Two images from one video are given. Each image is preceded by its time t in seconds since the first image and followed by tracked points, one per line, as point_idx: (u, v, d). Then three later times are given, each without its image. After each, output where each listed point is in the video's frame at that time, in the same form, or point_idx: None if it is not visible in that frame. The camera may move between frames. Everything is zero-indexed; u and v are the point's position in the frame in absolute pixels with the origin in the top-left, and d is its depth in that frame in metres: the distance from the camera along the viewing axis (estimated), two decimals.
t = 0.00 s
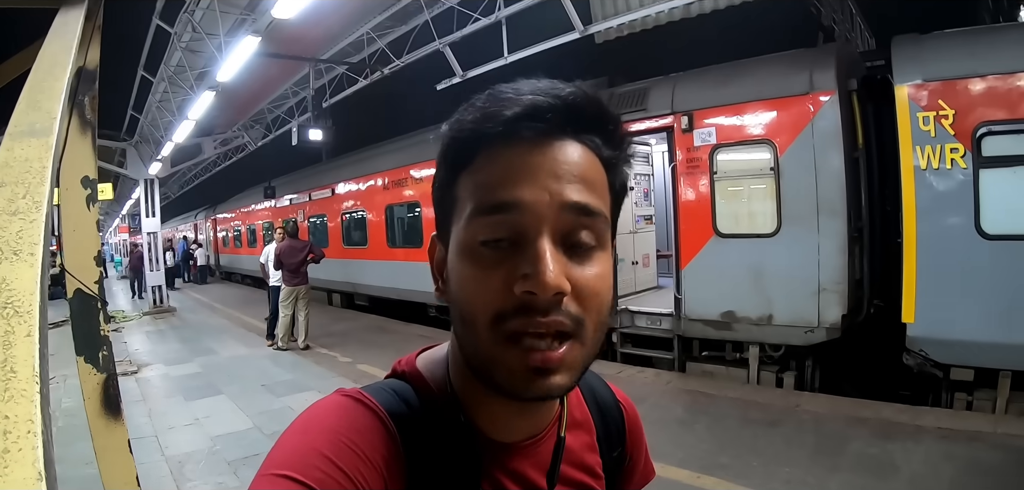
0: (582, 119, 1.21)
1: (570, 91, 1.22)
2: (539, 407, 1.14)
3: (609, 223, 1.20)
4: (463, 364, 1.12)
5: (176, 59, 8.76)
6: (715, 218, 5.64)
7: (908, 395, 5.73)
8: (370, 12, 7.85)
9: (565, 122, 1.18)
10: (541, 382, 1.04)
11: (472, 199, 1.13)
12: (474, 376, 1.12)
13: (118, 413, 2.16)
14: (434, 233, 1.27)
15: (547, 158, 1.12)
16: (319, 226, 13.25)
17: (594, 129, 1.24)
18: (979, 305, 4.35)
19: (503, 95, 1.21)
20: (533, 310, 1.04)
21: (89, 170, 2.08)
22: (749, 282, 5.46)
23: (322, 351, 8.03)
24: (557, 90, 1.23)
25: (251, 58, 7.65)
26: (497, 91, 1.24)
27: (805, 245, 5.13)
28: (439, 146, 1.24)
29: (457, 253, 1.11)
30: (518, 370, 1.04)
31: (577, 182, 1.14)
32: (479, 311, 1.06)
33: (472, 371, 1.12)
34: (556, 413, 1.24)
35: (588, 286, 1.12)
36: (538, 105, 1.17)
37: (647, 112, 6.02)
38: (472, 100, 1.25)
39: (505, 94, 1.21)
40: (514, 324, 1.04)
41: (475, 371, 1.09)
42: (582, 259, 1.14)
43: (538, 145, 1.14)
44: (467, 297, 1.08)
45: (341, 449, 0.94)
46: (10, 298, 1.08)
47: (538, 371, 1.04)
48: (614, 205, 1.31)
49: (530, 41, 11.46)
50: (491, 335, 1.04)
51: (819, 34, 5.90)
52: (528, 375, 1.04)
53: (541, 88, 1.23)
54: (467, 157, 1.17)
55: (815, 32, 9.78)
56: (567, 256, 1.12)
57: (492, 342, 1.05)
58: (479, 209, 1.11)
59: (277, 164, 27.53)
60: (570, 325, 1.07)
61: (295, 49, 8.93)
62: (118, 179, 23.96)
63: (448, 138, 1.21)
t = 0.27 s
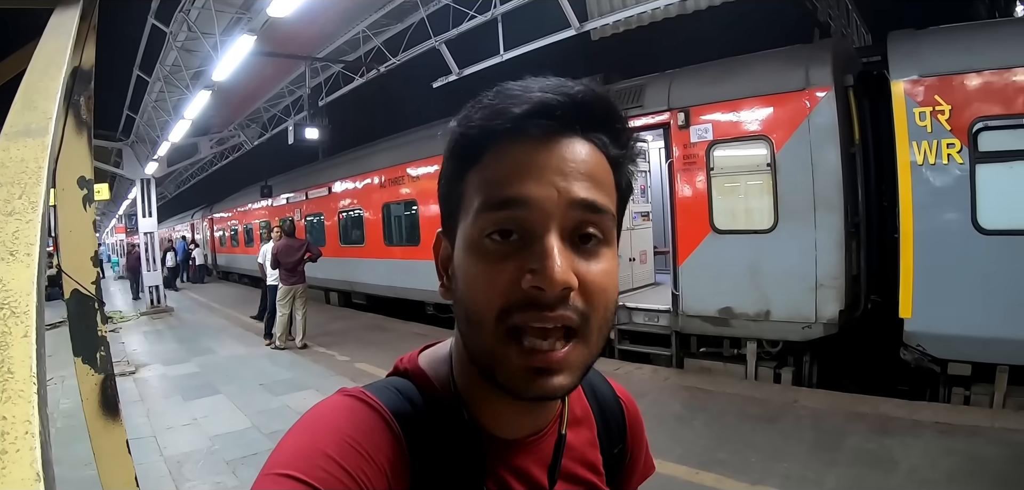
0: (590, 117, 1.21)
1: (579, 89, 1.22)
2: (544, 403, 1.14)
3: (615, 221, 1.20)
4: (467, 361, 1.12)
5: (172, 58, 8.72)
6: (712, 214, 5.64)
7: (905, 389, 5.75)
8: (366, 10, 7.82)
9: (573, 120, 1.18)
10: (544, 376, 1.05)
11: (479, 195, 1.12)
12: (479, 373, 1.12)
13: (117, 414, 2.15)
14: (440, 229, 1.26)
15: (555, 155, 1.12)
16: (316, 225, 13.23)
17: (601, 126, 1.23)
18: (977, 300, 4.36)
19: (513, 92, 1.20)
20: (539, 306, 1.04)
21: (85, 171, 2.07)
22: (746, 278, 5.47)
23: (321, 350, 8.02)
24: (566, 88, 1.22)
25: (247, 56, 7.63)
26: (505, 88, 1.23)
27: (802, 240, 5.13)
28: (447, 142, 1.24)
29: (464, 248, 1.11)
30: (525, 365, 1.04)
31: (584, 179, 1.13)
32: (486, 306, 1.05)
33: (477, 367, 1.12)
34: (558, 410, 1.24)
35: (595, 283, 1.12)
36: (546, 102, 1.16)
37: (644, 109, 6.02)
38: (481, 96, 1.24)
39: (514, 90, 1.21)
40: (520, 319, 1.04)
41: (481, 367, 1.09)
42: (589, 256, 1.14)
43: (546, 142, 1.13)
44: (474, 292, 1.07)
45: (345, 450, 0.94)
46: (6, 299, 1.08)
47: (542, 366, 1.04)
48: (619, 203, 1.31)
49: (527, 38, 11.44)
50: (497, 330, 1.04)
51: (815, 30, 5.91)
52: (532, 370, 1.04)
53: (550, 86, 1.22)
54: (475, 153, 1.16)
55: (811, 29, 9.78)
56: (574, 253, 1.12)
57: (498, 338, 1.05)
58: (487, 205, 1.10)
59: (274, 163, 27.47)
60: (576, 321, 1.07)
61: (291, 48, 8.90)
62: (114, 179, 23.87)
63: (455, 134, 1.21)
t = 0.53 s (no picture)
0: (579, 114, 1.21)
1: (568, 86, 1.22)
2: (538, 399, 1.14)
3: (606, 216, 1.20)
4: (463, 357, 1.13)
5: (169, 59, 8.69)
6: (710, 213, 5.65)
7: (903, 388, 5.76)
8: (364, 10, 7.82)
9: (561, 116, 1.18)
10: (536, 371, 1.05)
11: (469, 193, 1.13)
12: (474, 369, 1.12)
13: (115, 415, 2.15)
14: (433, 227, 1.27)
15: (543, 152, 1.12)
16: (315, 225, 13.22)
17: (590, 123, 1.23)
18: (975, 298, 4.37)
19: (501, 90, 1.20)
20: (529, 301, 1.04)
21: (83, 171, 2.07)
22: (744, 277, 5.48)
23: (319, 350, 8.02)
24: (554, 85, 1.21)
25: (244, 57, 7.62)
26: (493, 86, 1.23)
27: (799, 239, 5.14)
28: (438, 141, 1.24)
29: (455, 246, 1.11)
30: (516, 360, 1.05)
31: (572, 175, 1.13)
32: (476, 303, 1.06)
33: (471, 364, 1.12)
34: (554, 406, 1.24)
35: (585, 278, 1.12)
36: (534, 100, 1.16)
37: (642, 108, 6.02)
38: (470, 95, 1.24)
39: (502, 88, 1.21)
40: (511, 314, 1.04)
41: (474, 363, 1.09)
42: (578, 251, 1.14)
43: (534, 139, 1.14)
44: (465, 289, 1.08)
45: (344, 449, 0.94)
46: (5, 300, 1.07)
47: (534, 360, 1.05)
48: (611, 200, 1.30)
49: (525, 37, 11.44)
50: (488, 325, 1.05)
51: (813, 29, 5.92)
52: (523, 366, 1.04)
53: (538, 83, 1.22)
54: (464, 152, 1.17)
55: (808, 28, 9.79)
56: (563, 248, 1.12)
57: (490, 333, 1.05)
58: (476, 202, 1.11)
59: (272, 163, 27.45)
60: (567, 316, 1.07)
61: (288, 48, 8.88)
62: (111, 180, 23.81)
63: (445, 134, 1.21)
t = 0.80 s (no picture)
0: (551, 107, 1.20)
1: (536, 81, 1.21)
2: (531, 397, 1.14)
3: (587, 208, 1.20)
4: (454, 358, 1.13)
5: (172, 60, 8.71)
6: (711, 215, 5.65)
7: (905, 391, 5.75)
8: (366, 12, 7.83)
9: (532, 111, 1.18)
10: (525, 367, 1.05)
11: (447, 195, 1.13)
12: (464, 370, 1.12)
13: (117, 415, 2.15)
14: (418, 233, 1.27)
15: (517, 148, 1.12)
16: (317, 226, 13.23)
17: (564, 115, 1.23)
18: (976, 300, 4.37)
19: (472, 90, 1.20)
20: (512, 298, 1.05)
21: (86, 171, 2.07)
22: (745, 279, 5.47)
23: (320, 351, 8.03)
24: (523, 81, 1.22)
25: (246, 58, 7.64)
26: (465, 87, 1.24)
27: (800, 241, 5.14)
28: (415, 147, 1.25)
29: (437, 249, 1.11)
30: (504, 358, 1.05)
31: (549, 170, 1.13)
32: (460, 302, 1.06)
33: (461, 364, 1.12)
34: (550, 406, 1.24)
35: (568, 271, 1.12)
36: (504, 97, 1.16)
37: (643, 110, 6.02)
38: (445, 98, 1.25)
39: (474, 88, 1.21)
40: (495, 311, 1.04)
41: (463, 363, 1.09)
42: (559, 245, 1.14)
43: (507, 136, 1.14)
44: (447, 289, 1.08)
45: (343, 448, 0.94)
46: (8, 300, 1.08)
47: (521, 356, 1.05)
48: (591, 192, 1.30)
49: (526, 39, 11.45)
50: (473, 323, 1.05)
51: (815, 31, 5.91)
52: (511, 362, 1.04)
53: (508, 81, 1.22)
54: (441, 156, 1.18)
55: (810, 30, 9.80)
56: (544, 243, 1.12)
57: (475, 332, 1.05)
58: (454, 204, 1.11)
59: (273, 165, 27.50)
60: (552, 309, 1.07)
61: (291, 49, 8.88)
62: (113, 181, 23.87)
63: (422, 140, 1.22)
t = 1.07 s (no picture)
0: (546, 109, 1.21)
1: (531, 83, 1.22)
2: (529, 396, 1.14)
3: (584, 209, 1.20)
4: (451, 359, 1.13)
5: (173, 60, 8.71)
6: (712, 215, 5.65)
7: (906, 391, 5.74)
8: (367, 12, 7.82)
9: (528, 113, 1.18)
10: (524, 368, 1.05)
11: (444, 198, 1.13)
12: (463, 371, 1.12)
13: (118, 415, 2.15)
14: (414, 235, 1.27)
15: (515, 150, 1.12)
16: (317, 226, 13.24)
17: (559, 116, 1.23)
18: (977, 301, 4.36)
19: (468, 90, 1.20)
20: (511, 300, 1.04)
21: (86, 172, 2.07)
22: (746, 279, 5.47)
23: (321, 352, 8.03)
24: (519, 82, 1.22)
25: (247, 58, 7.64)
26: (460, 89, 1.23)
27: (801, 242, 5.14)
28: (411, 149, 1.25)
29: (435, 251, 1.11)
30: (502, 360, 1.05)
31: (546, 171, 1.14)
32: (459, 305, 1.06)
33: (460, 366, 1.12)
34: (547, 406, 1.24)
35: (565, 272, 1.12)
36: (501, 99, 1.16)
37: (644, 110, 6.02)
38: (440, 99, 1.24)
39: (470, 89, 1.21)
40: (494, 314, 1.04)
41: (462, 364, 1.09)
42: (557, 247, 1.14)
43: (504, 138, 1.14)
44: (446, 292, 1.08)
45: (340, 448, 0.94)
46: (8, 301, 1.08)
47: (520, 358, 1.05)
48: (587, 192, 1.30)
49: (527, 39, 11.44)
50: (472, 326, 1.05)
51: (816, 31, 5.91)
52: (511, 363, 1.04)
53: (504, 82, 1.22)
54: (437, 158, 1.17)
55: (811, 30, 9.80)
56: (542, 244, 1.12)
57: (474, 334, 1.05)
58: (451, 207, 1.11)
59: (274, 165, 27.52)
60: (550, 311, 1.07)
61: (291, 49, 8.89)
62: (114, 181, 23.90)
63: (418, 141, 1.22)
